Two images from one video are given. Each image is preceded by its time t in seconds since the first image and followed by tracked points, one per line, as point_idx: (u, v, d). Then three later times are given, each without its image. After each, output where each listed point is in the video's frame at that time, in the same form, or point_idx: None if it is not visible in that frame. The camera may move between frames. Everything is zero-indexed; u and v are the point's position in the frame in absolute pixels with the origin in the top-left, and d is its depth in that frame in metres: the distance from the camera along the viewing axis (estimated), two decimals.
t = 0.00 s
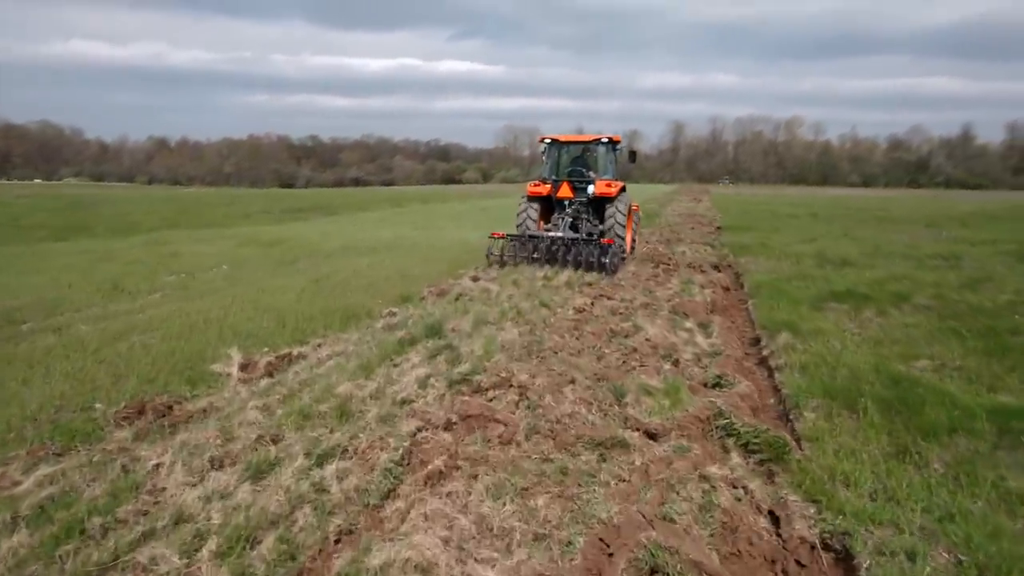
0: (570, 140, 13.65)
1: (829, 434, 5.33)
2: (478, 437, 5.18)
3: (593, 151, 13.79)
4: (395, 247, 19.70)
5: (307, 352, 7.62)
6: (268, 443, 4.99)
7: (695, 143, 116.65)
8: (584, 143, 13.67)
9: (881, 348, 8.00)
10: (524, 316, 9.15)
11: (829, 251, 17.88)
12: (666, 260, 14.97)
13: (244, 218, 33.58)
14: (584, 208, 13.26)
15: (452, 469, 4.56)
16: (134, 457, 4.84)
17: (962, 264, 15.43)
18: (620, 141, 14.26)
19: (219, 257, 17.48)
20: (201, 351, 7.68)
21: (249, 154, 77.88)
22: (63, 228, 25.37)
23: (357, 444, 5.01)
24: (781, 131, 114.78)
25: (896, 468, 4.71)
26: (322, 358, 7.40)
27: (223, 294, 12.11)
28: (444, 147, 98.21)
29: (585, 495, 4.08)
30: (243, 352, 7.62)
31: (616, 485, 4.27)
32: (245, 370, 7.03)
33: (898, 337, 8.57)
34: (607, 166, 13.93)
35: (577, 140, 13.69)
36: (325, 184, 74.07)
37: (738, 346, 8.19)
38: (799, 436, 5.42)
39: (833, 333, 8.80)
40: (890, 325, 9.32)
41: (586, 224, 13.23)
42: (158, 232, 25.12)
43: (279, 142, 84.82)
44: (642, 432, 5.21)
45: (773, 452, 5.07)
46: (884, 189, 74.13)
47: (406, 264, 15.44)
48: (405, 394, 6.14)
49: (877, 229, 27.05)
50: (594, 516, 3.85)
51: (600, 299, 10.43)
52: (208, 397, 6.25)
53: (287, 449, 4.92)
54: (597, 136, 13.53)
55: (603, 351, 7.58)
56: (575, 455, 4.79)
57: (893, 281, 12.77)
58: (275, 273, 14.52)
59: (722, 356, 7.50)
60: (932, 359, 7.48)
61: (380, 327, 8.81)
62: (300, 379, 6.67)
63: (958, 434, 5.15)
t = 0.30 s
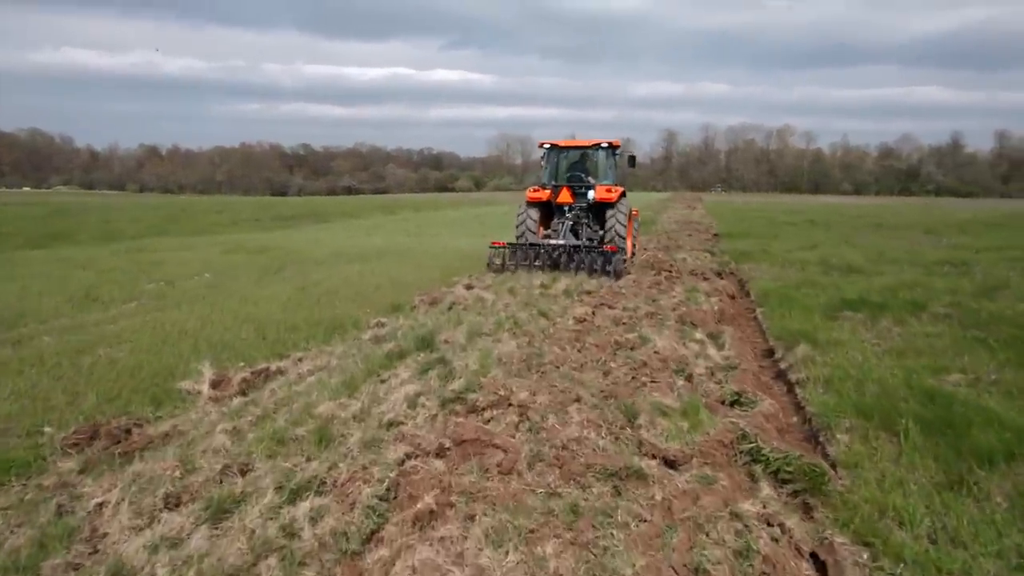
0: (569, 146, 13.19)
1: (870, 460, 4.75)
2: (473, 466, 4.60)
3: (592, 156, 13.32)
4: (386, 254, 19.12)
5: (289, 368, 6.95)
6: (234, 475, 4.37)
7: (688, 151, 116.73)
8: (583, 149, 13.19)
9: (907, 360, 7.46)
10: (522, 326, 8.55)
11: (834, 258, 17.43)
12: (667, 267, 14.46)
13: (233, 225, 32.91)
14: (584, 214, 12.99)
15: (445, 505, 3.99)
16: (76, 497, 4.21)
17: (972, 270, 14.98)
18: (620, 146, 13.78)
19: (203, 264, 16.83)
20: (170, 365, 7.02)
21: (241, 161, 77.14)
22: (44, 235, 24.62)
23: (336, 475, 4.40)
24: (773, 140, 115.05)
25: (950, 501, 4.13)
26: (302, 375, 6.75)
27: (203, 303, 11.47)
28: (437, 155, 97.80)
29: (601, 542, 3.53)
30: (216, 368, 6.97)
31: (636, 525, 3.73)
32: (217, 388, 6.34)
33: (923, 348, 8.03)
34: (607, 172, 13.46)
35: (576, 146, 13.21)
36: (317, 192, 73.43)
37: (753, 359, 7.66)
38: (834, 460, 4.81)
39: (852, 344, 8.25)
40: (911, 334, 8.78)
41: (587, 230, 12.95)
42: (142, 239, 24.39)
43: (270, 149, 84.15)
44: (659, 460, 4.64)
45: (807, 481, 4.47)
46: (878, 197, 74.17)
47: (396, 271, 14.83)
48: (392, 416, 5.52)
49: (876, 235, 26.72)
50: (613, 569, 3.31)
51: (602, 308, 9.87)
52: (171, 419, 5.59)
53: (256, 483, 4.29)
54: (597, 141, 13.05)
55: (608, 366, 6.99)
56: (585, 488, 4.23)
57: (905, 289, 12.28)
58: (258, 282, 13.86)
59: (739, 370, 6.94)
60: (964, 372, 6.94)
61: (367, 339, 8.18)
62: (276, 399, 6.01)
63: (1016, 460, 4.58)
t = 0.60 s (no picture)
0: (570, 152, 12.72)
1: (920, 494, 4.17)
2: (470, 504, 4.00)
3: (593, 163, 12.84)
4: (376, 262, 18.51)
5: (265, 388, 6.31)
6: (189, 522, 3.73)
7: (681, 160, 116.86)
8: (584, 155, 12.72)
9: (938, 376, 6.91)
10: (519, 339, 7.96)
11: (837, 265, 16.97)
12: (668, 275, 13.94)
13: (222, 233, 32.20)
14: (585, 220, 12.43)
15: (441, 558, 3.40)
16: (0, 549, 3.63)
17: (982, 278, 14.55)
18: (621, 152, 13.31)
19: (185, 272, 16.16)
20: (134, 383, 6.38)
21: (231, 169, 76.37)
22: (24, 243, 23.83)
23: (312, 517, 3.80)
24: (765, 148, 115.34)
25: None
26: (280, 396, 6.11)
27: (181, 313, 10.81)
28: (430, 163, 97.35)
29: None
30: (184, 387, 6.32)
31: None
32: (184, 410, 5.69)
33: (951, 361, 7.50)
34: (608, 179, 13.00)
35: (578, 152, 12.74)
36: (309, 201, 72.75)
37: (770, 375, 7.11)
38: (879, 494, 4.24)
39: (875, 357, 7.70)
40: (935, 346, 8.25)
41: (588, 237, 12.42)
42: (125, 247, 23.64)
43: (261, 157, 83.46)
44: (684, 498, 4.08)
45: (852, 521, 3.89)
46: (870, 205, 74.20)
47: (387, 280, 14.22)
48: (380, 444, 4.93)
49: (875, 243, 26.37)
50: None
51: (604, 318, 9.29)
52: (127, 449, 4.96)
53: (215, 530, 3.67)
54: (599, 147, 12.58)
55: (615, 383, 6.41)
56: (604, 533, 3.65)
57: (918, 297, 11.77)
58: (241, 291, 13.22)
59: (758, 390, 6.38)
60: (1003, 389, 6.40)
61: (353, 354, 7.57)
62: (248, 425, 5.38)
63: None
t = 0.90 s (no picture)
0: (570, 158, 12.25)
1: (990, 540, 3.63)
2: (466, 552, 3.42)
3: (593, 169, 12.36)
4: (365, 270, 17.90)
5: (239, 409, 5.73)
6: None
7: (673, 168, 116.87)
8: (585, 161, 12.25)
9: (977, 393, 6.37)
10: (518, 352, 7.39)
11: (842, 273, 16.50)
12: (670, 283, 13.42)
13: (209, 241, 31.51)
14: (585, 226, 11.97)
15: None
16: None
17: (993, 286, 14.08)
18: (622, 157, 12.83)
19: (168, 281, 15.51)
20: (93, 404, 5.78)
21: (222, 177, 75.57)
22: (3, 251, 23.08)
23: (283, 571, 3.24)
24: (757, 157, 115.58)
25: None
26: (255, 419, 5.50)
27: (157, 324, 10.20)
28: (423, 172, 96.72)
29: None
30: (149, 408, 5.72)
31: None
32: (146, 435, 5.10)
33: (985, 376, 6.96)
34: (610, 186, 12.51)
35: (578, 158, 12.27)
36: (301, 209, 72.06)
37: (790, 391, 6.57)
38: (940, 536, 3.72)
39: (903, 371, 7.17)
40: (964, 359, 7.73)
41: (588, 243, 11.94)
42: (107, 255, 22.91)
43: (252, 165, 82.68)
44: (719, 544, 3.56)
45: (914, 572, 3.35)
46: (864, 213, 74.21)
47: (376, 289, 13.62)
48: (364, 475, 4.33)
49: (875, 250, 25.98)
50: None
51: (607, 330, 8.74)
52: (74, 484, 4.37)
53: None
54: (600, 153, 12.11)
55: (624, 403, 5.84)
56: None
57: (931, 306, 11.29)
58: (223, 301, 12.60)
59: (781, 409, 5.84)
60: None
61: (338, 369, 6.98)
62: (216, 454, 4.76)
63: None
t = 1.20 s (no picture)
0: (568, 163, 11.80)
1: None
2: None
3: (592, 174, 11.88)
4: (354, 278, 17.30)
5: (210, 431, 5.15)
6: None
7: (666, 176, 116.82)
8: (583, 166, 11.78)
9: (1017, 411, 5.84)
10: (516, 366, 6.82)
11: (846, 280, 16.02)
12: (671, 291, 12.89)
13: (196, 249, 30.79)
14: (584, 232, 11.45)
15: None
16: None
17: (1004, 293, 13.61)
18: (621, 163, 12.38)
19: (147, 290, 14.87)
20: (44, 427, 5.19)
21: (211, 184, 74.70)
22: None
23: None
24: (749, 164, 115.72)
25: None
26: (225, 445, 4.91)
27: (131, 335, 9.58)
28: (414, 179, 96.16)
29: None
30: (106, 432, 5.13)
31: None
32: (100, 464, 4.54)
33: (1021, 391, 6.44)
34: (609, 192, 12.02)
35: (577, 163, 11.81)
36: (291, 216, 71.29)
37: (813, 409, 6.03)
38: None
39: (931, 386, 6.64)
40: (993, 371, 7.21)
41: (587, 249, 11.43)
42: (89, 262, 22.22)
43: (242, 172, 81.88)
44: None
45: None
46: (856, 220, 74.21)
47: (365, 297, 13.02)
48: (345, 514, 3.78)
49: (874, 257, 25.60)
50: None
51: (610, 341, 8.20)
52: (6, 528, 3.82)
53: None
54: (598, 157, 11.66)
55: (635, 424, 5.29)
56: None
57: (945, 314, 10.79)
58: (204, 310, 11.98)
59: (809, 430, 5.30)
60: None
61: (320, 387, 6.39)
62: (175, 487, 4.19)
63: None
